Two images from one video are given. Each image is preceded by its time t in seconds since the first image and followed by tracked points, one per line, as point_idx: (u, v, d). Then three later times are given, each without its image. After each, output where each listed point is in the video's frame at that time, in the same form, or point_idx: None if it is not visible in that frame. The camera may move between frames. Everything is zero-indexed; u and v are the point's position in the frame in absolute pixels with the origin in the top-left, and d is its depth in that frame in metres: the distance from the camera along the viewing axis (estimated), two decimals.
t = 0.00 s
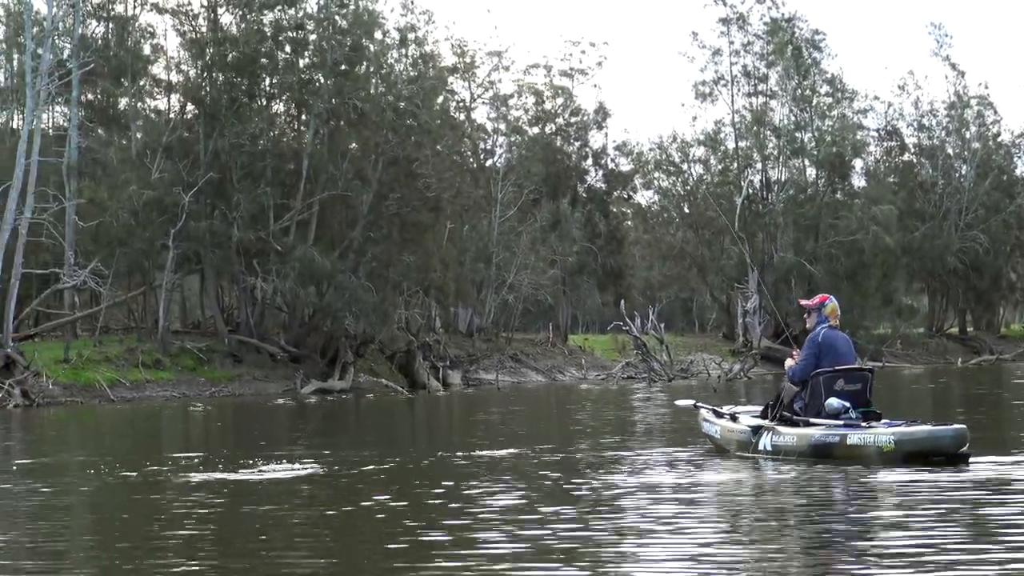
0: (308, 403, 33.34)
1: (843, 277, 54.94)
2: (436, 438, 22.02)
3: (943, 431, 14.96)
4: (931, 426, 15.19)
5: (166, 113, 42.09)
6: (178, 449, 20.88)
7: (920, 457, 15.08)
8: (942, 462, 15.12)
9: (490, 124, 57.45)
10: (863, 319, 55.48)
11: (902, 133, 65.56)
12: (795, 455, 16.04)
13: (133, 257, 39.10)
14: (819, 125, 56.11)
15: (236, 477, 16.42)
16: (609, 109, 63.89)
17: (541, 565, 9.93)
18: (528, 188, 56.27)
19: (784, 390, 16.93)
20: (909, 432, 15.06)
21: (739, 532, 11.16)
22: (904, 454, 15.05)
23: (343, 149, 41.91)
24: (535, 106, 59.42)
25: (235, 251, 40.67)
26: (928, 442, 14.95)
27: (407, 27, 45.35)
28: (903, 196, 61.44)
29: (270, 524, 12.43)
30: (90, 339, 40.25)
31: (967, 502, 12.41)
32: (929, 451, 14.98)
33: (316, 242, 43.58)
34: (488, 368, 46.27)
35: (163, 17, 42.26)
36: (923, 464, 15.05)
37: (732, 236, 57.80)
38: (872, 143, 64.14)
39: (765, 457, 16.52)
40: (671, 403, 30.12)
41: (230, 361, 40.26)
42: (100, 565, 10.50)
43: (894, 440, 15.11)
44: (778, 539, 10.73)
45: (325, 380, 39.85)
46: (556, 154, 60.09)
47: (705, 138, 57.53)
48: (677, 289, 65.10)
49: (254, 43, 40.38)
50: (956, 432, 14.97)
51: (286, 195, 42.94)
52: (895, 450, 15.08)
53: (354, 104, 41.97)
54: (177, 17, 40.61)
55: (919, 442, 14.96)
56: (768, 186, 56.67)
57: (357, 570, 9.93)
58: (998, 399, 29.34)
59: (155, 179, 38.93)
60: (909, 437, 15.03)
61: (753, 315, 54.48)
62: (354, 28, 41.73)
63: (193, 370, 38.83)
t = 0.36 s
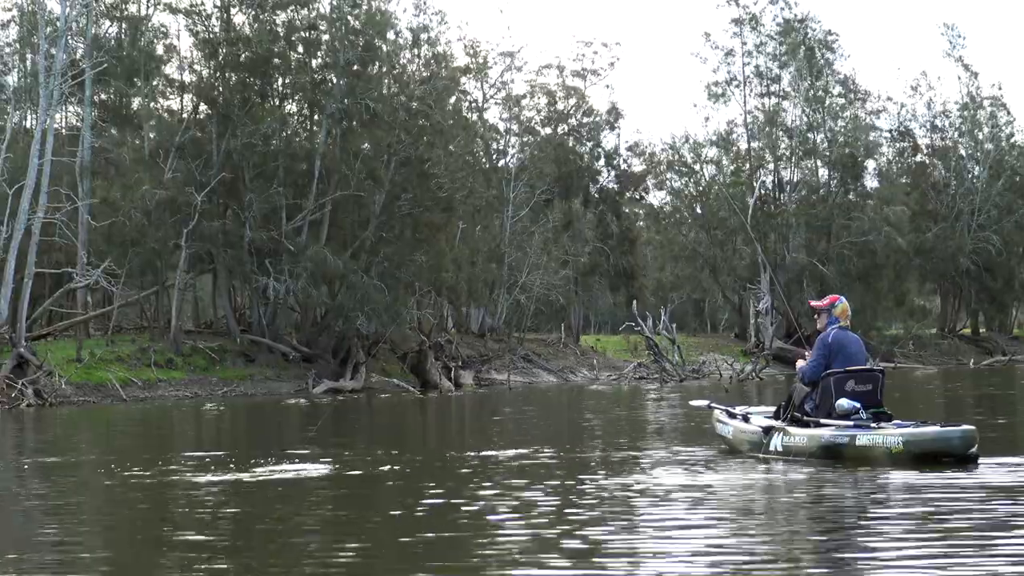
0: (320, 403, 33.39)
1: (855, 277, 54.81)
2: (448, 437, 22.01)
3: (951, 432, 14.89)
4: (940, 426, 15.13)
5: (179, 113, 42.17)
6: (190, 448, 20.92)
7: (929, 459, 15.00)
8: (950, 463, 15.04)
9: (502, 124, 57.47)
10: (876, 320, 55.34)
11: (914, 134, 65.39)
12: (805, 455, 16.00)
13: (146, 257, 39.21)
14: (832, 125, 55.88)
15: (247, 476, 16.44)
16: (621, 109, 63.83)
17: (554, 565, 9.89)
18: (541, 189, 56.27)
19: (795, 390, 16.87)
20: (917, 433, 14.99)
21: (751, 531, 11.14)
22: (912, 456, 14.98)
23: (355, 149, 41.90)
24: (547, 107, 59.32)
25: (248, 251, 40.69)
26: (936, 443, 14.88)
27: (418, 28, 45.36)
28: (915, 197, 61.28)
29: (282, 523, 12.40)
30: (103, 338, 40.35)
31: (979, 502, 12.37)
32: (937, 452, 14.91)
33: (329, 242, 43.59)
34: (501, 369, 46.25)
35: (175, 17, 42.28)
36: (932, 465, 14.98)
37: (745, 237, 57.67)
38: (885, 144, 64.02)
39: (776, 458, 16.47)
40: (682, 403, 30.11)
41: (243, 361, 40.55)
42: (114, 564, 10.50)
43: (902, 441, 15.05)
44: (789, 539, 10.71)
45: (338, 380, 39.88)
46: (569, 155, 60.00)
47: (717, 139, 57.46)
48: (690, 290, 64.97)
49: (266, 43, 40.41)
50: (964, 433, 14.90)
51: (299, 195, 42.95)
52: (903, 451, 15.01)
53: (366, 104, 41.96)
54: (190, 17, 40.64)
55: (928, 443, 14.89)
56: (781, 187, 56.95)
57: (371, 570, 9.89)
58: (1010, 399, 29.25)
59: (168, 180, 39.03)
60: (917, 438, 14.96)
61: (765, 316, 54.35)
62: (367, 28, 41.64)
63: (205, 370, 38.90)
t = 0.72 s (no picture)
0: (331, 402, 33.35)
1: (867, 275, 54.74)
2: (460, 436, 21.96)
3: (960, 431, 14.80)
4: (949, 425, 15.06)
5: (191, 112, 42.21)
6: (202, 447, 20.92)
7: (938, 458, 14.92)
8: (960, 463, 14.95)
9: (514, 123, 57.39)
10: (889, 319, 55.10)
11: (927, 132, 65.12)
12: (816, 455, 15.91)
13: (158, 256, 39.25)
14: (844, 124, 55.71)
15: (259, 475, 16.41)
16: (633, 108, 63.71)
17: (567, 564, 9.78)
18: (553, 187, 56.17)
19: (807, 389, 16.77)
20: (926, 432, 14.89)
21: (765, 530, 11.07)
22: (921, 455, 14.88)
23: (367, 149, 41.81)
24: (559, 105, 59.23)
25: (260, 250, 40.71)
26: (946, 442, 14.80)
27: (429, 27, 45.32)
28: (927, 195, 61.06)
29: (295, 521, 12.38)
30: (115, 337, 40.40)
31: (995, 501, 12.23)
32: (946, 451, 14.83)
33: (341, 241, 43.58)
34: (512, 368, 46.14)
35: (186, 16, 42.27)
36: (941, 465, 14.89)
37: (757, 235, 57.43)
38: (897, 142, 63.77)
39: (788, 457, 16.37)
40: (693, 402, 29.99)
41: (255, 360, 40.59)
42: (128, 561, 10.48)
43: (911, 440, 14.95)
44: (804, 537, 10.64)
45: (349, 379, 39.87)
46: (581, 153, 59.84)
47: (728, 138, 57.32)
48: (701, 290, 64.71)
49: (278, 42, 40.45)
50: (972, 432, 14.83)
51: (310, 193, 42.93)
52: (913, 450, 14.91)
53: (378, 103, 41.94)
54: (202, 16, 40.61)
55: (937, 442, 14.79)
56: (793, 186, 56.74)
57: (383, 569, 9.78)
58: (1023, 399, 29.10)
59: (180, 178, 39.06)
60: (926, 437, 14.86)
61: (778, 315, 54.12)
62: (379, 27, 41.61)
63: (218, 369, 38.93)
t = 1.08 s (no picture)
0: (343, 401, 33.33)
1: (880, 273, 54.90)
2: (473, 435, 21.91)
3: (969, 430, 14.65)
4: (958, 425, 14.90)
5: (203, 112, 42.23)
6: (214, 446, 20.89)
7: (947, 457, 14.78)
8: (969, 462, 14.80)
9: (526, 122, 57.32)
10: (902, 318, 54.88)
11: (940, 130, 64.82)
12: (827, 453, 15.80)
13: (170, 256, 39.29)
14: (857, 121, 55.52)
15: (270, 474, 16.38)
16: (645, 106, 63.58)
17: (581, 565, 9.63)
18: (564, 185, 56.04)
19: (819, 388, 16.63)
20: (935, 431, 14.74)
21: (778, 528, 10.99)
22: (930, 454, 14.73)
23: (379, 148, 41.81)
24: (571, 104, 59.18)
25: (272, 249, 40.71)
26: (954, 441, 14.64)
27: (441, 26, 45.26)
28: (940, 194, 60.82)
29: (307, 520, 12.33)
30: (127, 337, 40.45)
31: (1010, 500, 12.09)
32: (955, 451, 14.69)
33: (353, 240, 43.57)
34: (525, 367, 46.06)
35: (198, 16, 42.25)
36: (951, 464, 14.74)
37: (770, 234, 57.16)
38: (909, 140, 63.51)
39: (799, 455, 16.26)
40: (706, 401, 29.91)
41: (267, 359, 40.60)
42: (139, 560, 10.45)
43: (920, 439, 14.79)
44: (817, 535, 10.55)
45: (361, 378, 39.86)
46: (593, 152, 59.68)
47: (741, 136, 57.19)
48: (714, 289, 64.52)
49: (290, 42, 40.48)
50: (982, 432, 14.68)
51: (322, 193, 42.91)
52: (921, 449, 14.76)
53: (390, 102, 41.90)
54: (213, 16, 40.60)
55: (945, 441, 14.64)
56: (806, 184, 56.52)
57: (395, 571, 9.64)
58: None
59: (192, 178, 39.09)
60: (935, 436, 14.70)
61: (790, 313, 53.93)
62: (390, 26, 41.53)
63: (230, 368, 38.95)
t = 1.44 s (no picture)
0: (354, 398, 33.32)
1: (889, 270, 54.64)
2: (483, 432, 21.91)
3: (975, 427, 14.58)
4: (964, 421, 14.83)
5: (213, 109, 42.27)
6: (224, 442, 20.94)
7: (954, 454, 14.70)
8: (975, 458, 14.73)
9: (536, 119, 57.31)
10: (913, 314, 54.78)
11: (950, 127, 64.60)
12: (836, 450, 15.78)
13: (180, 253, 39.35)
14: (867, 118, 55.35)
15: (279, 471, 16.39)
16: (655, 103, 63.48)
17: (592, 564, 9.54)
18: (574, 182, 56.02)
19: (828, 384, 16.54)
20: (941, 427, 14.67)
21: (788, 524, 10.96)
22: (936, 451, 14.67)
23: (388, 145, 41.75)
24: (581, 101, 59.21)
25: (282, 246, 40.74)
26: (961, 438, 14.56)
27: (451, 23, 45.18)
28: (950, 190, 60.69)
29: (317, 517, 12.33)
30: (137, 334, 40.53)
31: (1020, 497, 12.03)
32: (961, 447, 14.62)
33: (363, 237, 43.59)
34: (535, 364, 46.05)
35: (208, 13, 42.27)
36: (956, 461, 14.67)
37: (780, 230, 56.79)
38: (919, 137, 63.35)
39: (808, 452, 16.23)
40: (716, 398, 29.83)
41: (277, 356, 40.66)
42: (149, 557, 10.45)
43: (927, 436, 14.73)
44: (828, 532, 10.52)
45: (371, 375, 39.89)
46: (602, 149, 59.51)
47: (751, 133, 57.15)
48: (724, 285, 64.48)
49: (300, 39, 40.52)
50: (988, 428, 14.61)
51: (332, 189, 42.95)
52: (928, 446, 14.71)
53: (399, 99, 41.87)
54: (223, 13, 40.63)
55: (952, 438, 14.57)
56: (815, 180, 56.37)
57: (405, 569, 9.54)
58: None
59: (202, 175, 39.11)
60: (941, 433, 14.63)
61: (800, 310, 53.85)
62: (400, 23, 41.42)
63: (240, 365, 39.00)
